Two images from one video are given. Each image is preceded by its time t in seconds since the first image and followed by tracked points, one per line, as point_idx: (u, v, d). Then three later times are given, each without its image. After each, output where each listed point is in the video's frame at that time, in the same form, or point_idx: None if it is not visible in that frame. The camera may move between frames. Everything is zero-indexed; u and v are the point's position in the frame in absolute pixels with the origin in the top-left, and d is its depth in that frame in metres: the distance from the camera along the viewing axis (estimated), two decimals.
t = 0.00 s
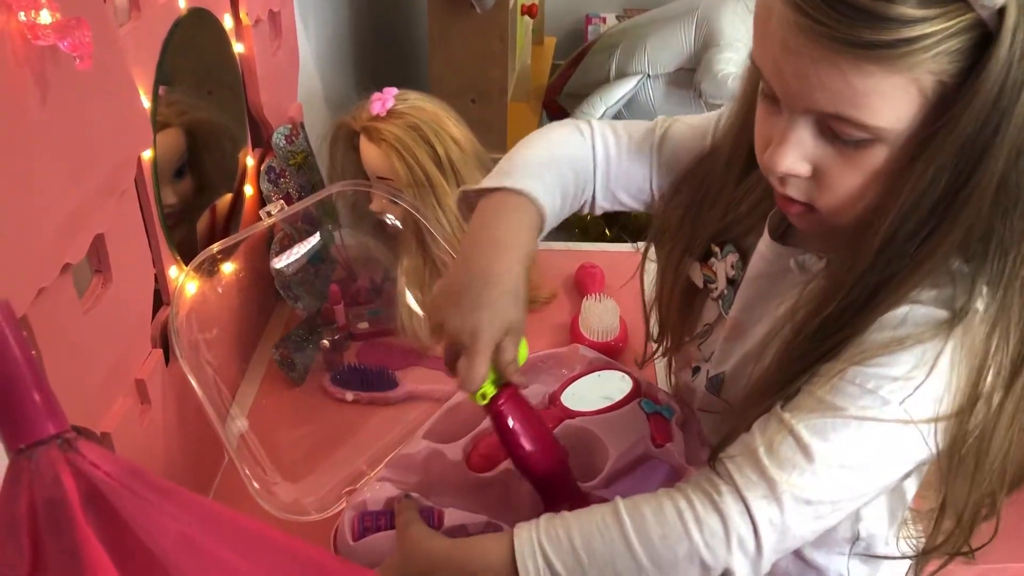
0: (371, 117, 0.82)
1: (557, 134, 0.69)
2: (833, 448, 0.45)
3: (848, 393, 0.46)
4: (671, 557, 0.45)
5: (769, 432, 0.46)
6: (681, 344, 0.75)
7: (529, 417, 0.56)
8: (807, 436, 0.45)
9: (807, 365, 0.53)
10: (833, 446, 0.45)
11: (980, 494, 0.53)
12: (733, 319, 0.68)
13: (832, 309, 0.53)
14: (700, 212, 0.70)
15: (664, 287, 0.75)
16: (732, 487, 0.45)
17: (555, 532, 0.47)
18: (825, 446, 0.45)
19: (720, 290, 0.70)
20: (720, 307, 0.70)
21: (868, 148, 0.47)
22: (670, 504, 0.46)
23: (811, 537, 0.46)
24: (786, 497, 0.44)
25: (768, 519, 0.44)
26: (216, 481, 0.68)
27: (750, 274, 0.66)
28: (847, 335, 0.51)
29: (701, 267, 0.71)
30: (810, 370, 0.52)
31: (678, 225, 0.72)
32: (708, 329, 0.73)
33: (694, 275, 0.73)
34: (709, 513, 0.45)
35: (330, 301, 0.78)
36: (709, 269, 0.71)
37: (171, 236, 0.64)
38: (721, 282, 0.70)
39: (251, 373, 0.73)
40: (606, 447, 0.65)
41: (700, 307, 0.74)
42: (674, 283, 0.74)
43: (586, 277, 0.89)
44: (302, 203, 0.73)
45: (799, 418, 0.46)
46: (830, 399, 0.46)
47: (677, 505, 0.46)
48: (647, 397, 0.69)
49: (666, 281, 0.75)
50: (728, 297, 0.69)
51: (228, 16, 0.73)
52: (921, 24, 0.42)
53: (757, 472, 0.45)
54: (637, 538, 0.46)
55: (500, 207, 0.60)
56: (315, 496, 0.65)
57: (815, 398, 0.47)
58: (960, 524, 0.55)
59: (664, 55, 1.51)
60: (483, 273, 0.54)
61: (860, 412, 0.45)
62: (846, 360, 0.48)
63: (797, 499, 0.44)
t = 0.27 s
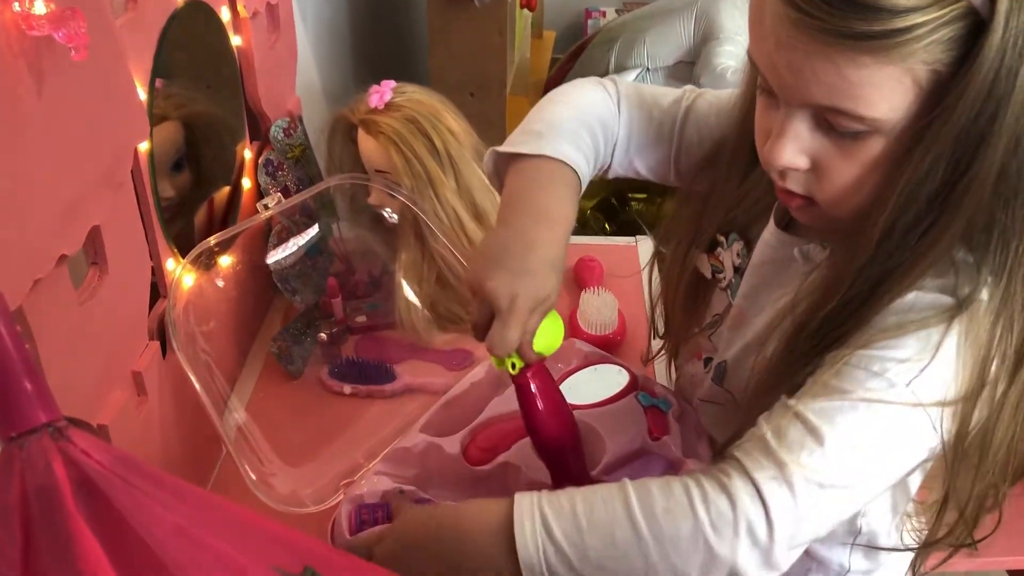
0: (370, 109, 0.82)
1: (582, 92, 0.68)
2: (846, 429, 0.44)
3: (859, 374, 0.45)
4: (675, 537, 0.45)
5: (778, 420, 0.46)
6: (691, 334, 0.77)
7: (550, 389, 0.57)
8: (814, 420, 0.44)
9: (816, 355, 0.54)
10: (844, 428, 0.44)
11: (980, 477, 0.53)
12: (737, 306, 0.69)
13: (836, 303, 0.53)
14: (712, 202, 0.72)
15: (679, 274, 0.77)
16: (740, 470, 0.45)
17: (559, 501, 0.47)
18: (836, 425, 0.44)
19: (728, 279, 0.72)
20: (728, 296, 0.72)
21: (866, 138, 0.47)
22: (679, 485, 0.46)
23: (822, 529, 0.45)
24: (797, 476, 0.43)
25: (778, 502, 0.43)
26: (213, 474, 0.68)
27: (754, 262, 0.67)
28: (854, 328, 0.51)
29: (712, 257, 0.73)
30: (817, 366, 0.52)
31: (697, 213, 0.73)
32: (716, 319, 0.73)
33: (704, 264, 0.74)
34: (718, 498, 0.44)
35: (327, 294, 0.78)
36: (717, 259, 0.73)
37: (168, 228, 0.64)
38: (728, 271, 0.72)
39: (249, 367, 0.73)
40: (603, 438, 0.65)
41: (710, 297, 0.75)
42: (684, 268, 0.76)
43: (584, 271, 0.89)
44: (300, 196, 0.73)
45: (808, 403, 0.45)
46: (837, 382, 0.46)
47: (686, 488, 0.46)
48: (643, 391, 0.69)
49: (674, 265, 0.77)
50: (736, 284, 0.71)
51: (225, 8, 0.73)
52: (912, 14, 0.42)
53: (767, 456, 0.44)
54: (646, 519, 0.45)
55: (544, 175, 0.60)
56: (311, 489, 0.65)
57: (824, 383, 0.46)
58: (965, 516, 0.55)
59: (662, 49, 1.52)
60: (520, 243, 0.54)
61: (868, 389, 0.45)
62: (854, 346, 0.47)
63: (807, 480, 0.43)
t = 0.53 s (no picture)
0: (364, 103, 0.82)
1: (588, 79, 0.73)
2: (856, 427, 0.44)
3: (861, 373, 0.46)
4: (700, 547, 0.45)
5: (785, 425, 0.46)
6: (686, 325, 0.77)
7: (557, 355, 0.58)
8: (824, 424, 0.45)
9: (812, 356, 0.54)
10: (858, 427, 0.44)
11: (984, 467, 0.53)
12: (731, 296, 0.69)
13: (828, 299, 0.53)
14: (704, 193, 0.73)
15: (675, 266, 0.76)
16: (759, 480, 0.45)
17: (583, 502, 0.47)
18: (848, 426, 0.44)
19: (721, 269, 0.71)
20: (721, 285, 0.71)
21: (847, 130, 0.47)
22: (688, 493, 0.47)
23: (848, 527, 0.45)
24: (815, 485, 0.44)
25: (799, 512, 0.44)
26: (208, 468, 0.68)
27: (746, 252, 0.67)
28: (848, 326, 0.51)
29: (705, 247, 0.73)
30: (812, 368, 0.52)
31: (692, 203, 0.74)
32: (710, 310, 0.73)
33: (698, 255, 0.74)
34: (739, 511, 0.45)
35: (322, 289, 0.78)
36: (710, 249, 0.72)
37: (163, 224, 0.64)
38: (722, 260, 0.71)
39: (244, 361, 0.73)
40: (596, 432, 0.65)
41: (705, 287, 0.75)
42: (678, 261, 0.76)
43: (579, 264, 0.89)
44: (293, 190, 0.73)
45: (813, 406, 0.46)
46: (840, 383, 0.46)
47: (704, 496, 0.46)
48: (636, 383, 0.69)
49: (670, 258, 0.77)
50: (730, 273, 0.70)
51: (218, 2, 0.73)
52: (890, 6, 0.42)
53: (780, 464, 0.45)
54: (667, 526, 0.46)
55: (544, 146, 0.65)
56: (305, 482, 0.65)
57: (828, 382, 0.47)
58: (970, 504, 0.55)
59: (657, 43, 1.52)
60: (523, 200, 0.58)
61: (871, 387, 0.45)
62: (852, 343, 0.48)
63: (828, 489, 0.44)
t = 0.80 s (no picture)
0: (359, 101, 0.82)
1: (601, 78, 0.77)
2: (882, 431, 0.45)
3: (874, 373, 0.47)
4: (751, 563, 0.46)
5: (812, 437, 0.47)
6: (683, 318, 0.76)
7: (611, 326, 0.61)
8: (846, 433, 0.46)
9: (812, 354, 0.53)
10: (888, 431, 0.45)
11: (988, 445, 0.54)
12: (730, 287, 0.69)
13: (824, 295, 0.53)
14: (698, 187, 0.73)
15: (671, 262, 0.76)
16: (797, 494, 0.46)
17: (636, 509, 0.48)
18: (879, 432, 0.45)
19: (717, 258, 0.72)
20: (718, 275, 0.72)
21: (839, 121, 0.47)
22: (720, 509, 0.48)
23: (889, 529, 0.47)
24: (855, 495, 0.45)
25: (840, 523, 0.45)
26: (204, 465, 0.68)
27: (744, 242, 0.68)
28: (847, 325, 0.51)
29: (703, 239, 0.73)
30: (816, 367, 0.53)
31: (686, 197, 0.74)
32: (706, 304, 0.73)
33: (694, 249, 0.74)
34: (785, 526, 0.46)
35: (317, 286, 0.78)
36: (706, 240, 0.73)
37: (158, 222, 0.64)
38: (718, 250, 0.71)
39: (241, 359, 0.74)
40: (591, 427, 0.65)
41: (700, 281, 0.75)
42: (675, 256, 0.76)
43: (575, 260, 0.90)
44: (287, 186, 0.73)
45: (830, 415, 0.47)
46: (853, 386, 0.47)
47: (748, 510, 0.47)
48: (629, 378, 0.70)
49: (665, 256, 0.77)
50: (726, 263, 0.71)
51: (211, 0, 0.73)
52: None
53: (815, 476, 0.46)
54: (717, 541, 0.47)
55: (582, 121, 0.71)
56: (300, 479, 0.65)
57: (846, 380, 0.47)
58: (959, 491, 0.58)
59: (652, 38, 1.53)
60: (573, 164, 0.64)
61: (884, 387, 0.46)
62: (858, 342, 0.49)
63: (866, 494, 0.45)
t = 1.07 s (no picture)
0: (353, 100, 0.82)
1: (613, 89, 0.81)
2: (934, 460, 0.46)
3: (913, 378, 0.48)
4: None
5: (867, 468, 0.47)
6: (689, 312, 0.78)
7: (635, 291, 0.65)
8: (916, 469, 0.46)
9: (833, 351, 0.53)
10: (944, 447, 0.46)
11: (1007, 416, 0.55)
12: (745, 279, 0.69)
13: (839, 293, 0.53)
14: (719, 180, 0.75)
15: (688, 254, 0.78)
16: (875, 521, 0.46)
17: (738, 535, 0.47)
18: (945, 453, 0.46)
19: (725, 248, 0.73)
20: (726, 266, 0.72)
21: (841, 109, 0.48)
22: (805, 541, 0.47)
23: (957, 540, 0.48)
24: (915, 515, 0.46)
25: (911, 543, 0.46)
26: (200, 466, 0.68)
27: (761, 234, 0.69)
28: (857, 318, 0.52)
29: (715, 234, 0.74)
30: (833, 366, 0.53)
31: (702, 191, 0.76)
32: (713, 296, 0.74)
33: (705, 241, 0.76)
34: (883, 556, 0.45)
35: (313, 285, 0.79)
36: (716, 231, 0.74)
37: (151, 222, 0.64)
38: (726, 240, 0.73)
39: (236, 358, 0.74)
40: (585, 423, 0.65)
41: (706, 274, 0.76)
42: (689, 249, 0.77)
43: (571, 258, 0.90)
44: (282, 185, 0.73)
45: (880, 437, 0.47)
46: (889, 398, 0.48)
47: (831, 538, 0.47)
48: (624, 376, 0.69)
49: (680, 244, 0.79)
50: (736, 252, 0.72)
51: None
52: None
53: (883, 504, 0.46)
54: None
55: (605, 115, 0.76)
56: (294, 478, 0.65)
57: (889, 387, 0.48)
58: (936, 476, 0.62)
59: (647, 34, 1.53)
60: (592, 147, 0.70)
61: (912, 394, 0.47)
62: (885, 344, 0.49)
63: (932, 514, 0.46)
